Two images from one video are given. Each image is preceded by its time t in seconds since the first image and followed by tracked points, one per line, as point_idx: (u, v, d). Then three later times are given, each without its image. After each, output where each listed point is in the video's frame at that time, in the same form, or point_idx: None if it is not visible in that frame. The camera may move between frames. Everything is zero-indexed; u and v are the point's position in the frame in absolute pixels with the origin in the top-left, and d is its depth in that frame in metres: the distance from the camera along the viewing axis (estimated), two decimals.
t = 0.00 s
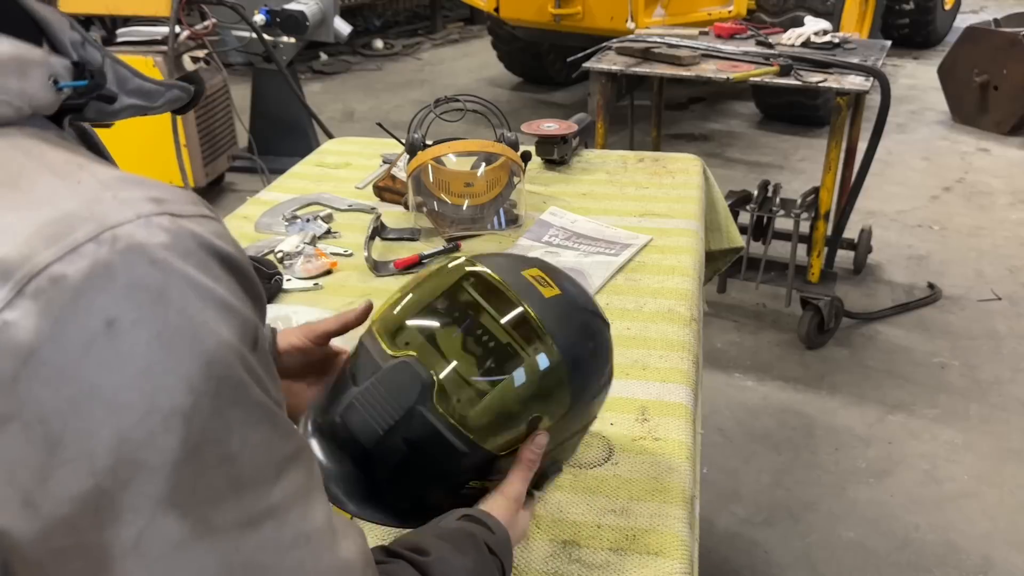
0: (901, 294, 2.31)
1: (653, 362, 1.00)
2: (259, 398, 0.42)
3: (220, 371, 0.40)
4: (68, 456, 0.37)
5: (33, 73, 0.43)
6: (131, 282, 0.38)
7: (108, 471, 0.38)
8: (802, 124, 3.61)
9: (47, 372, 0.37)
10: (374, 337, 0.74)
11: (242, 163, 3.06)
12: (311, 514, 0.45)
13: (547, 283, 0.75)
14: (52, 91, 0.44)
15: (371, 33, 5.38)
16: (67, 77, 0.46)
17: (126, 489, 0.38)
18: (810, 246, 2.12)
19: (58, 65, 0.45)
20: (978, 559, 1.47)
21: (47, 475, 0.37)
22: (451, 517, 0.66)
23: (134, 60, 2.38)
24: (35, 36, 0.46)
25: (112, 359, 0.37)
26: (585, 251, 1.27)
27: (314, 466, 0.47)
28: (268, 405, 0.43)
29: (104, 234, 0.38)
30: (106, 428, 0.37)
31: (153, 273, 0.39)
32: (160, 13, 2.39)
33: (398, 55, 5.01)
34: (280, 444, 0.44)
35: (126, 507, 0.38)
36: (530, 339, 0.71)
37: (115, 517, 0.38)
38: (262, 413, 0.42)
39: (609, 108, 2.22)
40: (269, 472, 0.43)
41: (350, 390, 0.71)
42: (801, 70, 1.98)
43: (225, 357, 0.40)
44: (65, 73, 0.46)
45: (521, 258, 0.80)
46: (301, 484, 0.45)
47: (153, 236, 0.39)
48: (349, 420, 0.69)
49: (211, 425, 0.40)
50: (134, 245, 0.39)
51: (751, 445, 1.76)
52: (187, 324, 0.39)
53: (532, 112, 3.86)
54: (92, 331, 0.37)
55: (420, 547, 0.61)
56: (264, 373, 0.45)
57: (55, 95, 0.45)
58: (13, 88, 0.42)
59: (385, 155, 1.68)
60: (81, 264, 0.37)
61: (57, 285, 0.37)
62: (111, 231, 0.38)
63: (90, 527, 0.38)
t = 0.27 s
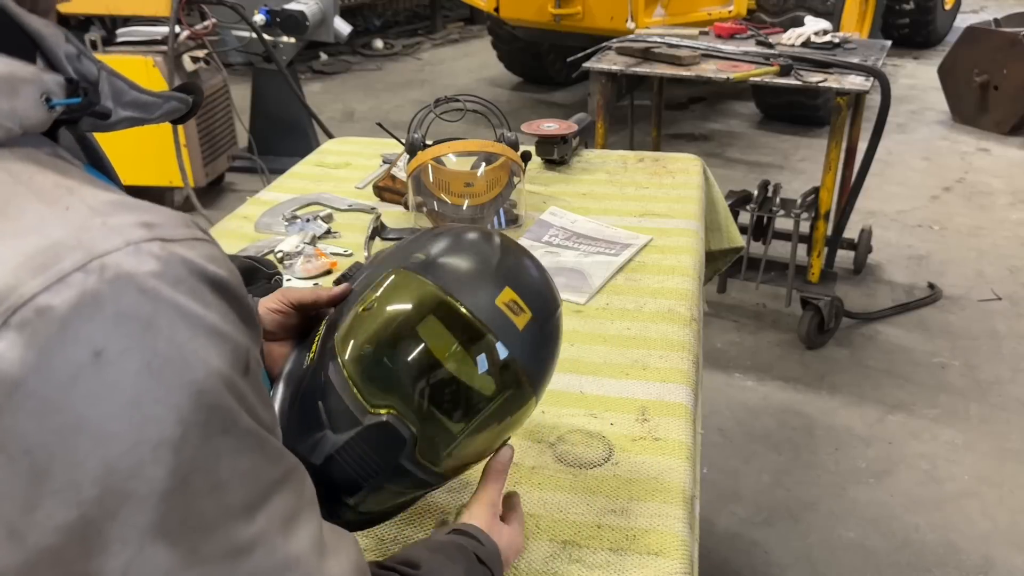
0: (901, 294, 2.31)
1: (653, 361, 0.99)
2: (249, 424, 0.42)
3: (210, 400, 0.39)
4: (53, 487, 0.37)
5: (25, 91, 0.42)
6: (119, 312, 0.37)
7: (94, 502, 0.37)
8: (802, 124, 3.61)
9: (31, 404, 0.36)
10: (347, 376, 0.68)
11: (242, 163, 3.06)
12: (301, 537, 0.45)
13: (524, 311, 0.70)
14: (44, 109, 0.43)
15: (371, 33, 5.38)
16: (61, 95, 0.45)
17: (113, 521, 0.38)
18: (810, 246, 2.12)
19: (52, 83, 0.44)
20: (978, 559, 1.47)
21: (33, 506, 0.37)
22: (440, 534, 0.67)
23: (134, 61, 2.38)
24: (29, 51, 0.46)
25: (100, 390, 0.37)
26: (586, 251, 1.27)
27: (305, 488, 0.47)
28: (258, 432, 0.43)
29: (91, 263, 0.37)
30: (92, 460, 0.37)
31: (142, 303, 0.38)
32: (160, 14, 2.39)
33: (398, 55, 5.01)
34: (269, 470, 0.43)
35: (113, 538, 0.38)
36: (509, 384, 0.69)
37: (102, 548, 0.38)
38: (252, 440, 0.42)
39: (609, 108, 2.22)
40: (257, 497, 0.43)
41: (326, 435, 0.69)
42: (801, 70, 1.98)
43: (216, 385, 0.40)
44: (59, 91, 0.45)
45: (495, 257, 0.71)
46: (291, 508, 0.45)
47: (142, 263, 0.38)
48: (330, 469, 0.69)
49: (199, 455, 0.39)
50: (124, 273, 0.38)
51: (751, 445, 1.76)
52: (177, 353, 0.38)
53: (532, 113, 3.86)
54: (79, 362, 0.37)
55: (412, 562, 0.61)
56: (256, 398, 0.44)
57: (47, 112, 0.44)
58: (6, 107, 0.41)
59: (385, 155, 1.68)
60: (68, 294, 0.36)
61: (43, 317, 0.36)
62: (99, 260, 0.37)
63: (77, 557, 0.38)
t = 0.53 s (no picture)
0: (901, 294, 2.31)
1: (653, 361, 1.00)
2: (218, 439, 0.40)
3: (172, 408, 0.38)
4: None
5: None
6: (78, 310, 0.36)
7: (39, 510, 0.35)
8: (802, 124, 3.61)
9: None
10: (350, 441, 0.68)
11: (242, 163, 3.06)
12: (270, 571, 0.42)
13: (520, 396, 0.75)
14: (20, 106, 0.43)
15: (371, 33, 5.38)
16: (38, 93, 0.44)
17: (57, 533, 0.35)
18: (810, 245, 2.12)
19: (28, 81, 0.44)
20: (978, 559, 1.47)
21: None
22: (411, 501, 0.60)
23: (134, 61, 2.38)
24: (7, 48, 0.45)
25: (50, 392, 0.35)
26: (586, 251, 1.27)
27: (278, 518, 0.44)
28: (230, 449, 0.40)
29: (51, 260, 0.36)
30: (40, 463, 0.35)
31: (103, 303, 0.37)
32: (160, 14, 2.39)
33: (398, 55, 5.02)
34: (239, 491, 0.41)
35: (56, 550, 0.35)
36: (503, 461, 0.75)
37: (44, 561, 0.35)
38: (220, 457, 0.40)
39: (609, 108, 2.22)
40: (220, 522, 0.40)
41: (315, 484, 0.69)
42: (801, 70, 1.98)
43: (180, 393, 0.38)
44: (36, 90, 0.44)
45: (502, 341, 0.75)
46: (261, 537, 0.42)
47: (107, 263, 0.38)
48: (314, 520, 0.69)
49: (159, 467, 0.37)
50: (84, 270, 0.37)
51: (751, 445, 1.76)
52: (138, 356, 0.37)
53: (532, 113, 3.87)
54: (30, 360, 0.35)
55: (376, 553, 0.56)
56: (234, 415, 0.42)
57: (22, 110, 0.43)
58: None
59: (385, 155, 1.68)
60: (24, 289, 0.35)
61: None
62: (60, 257, 0.36)
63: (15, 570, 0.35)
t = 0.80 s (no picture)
0: (901, 294, 2.31)
1: (652, 361, 1.00)
2: (187, 438, 0.39)
3: (138, 407, 0.37)
4: None
5: None
6: (40, 309, 0.36)
7: (5, 510, 0.35)
8: (802, 124, 3.61)
9: None
10: (366, 450, 0.68)
11: (242, 163, 3.07)
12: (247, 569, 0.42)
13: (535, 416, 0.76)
14: None
15: (371, 33, 5.38)
16: (17, 91, 0.45)
17: (24, 533, 0.35)
18: (810, 246, 2.12)
19: (7, 79, 0.45)
20: (978, 559, 1.47)
21: None
22: (381, 506, 0.59)
23: (134, 61, 2.38)
24: None
25: (16, 390, 0.35)
26: (585, 251, 1.27)
27: (254, 516, 0.43)
28: (201, 448, 0.40)
29: (13, 257, 0.36)
30: (3, 463, 0.35)
31: (65, 301, 0.37)
32: (160, 14, 2.39)
33: (398, 55, 5.02)
34: (210, 489, 0.41)
35: (24, 550, 0.35)
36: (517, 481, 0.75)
37: (12, 562, 0.35)
38: (189, 456, 0.39)
39: (609, 108, 2.22)
40: (192, 520, 0.40)
41: (327, 494, 0.69)
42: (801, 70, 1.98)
43: (147, 392, 0.38)
44: (15, 87, 0.45)
45: (521, 358, 0.76)
46: (235, 535, 0.42)
47: (72, 260, 0.38)
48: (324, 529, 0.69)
49: (124, 466, 0.37)
50: (48, 269, 0.37)
51: (751, 445, 1.76)
52: (102, 354, 0.37)
53: (532, 113, 3.87)
54: None
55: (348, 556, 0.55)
56: (205, 415, 0.42)
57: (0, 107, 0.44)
58: None
59: (385, 155, 1.68)
60: None
61: None
62: (22, 254, 0.36)
63: None
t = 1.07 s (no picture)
0: (901, 294, 2.31)
1: (653, 361, 1.00)
2: (166, 436, 0.40)
3: (117, 404, 0.38)
4: None
5: None
6: (18, 306, 0.36)
7: None
8: (802, 123, 3.61)
9: None
10: (384, 457, 0.68)
11: (242, 163, 3.06)
12: (229, 560, 0.42)
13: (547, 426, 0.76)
14: None
15: (371, 33, 5.38)
16: (14, 93, 0.45)
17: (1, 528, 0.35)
18: (810, 246, 2.12)
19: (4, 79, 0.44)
20: (978, 559, 1.47)
21: None
22: (383, 515, 0.60)
23: (134, 61, 2.38)
24: None
25: None
26: (585, 251, 1.27)
27: (237, 508, 0.44)
28: (180, 446, 0.40)
29: None
30: None
31: (44, 298, 0.37)
32: (160, 14, 2.39)
33: (398, 55, 5.02)
34: (189, 485, 0.41)
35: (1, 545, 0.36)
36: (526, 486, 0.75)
37: None
38: (168, 453, 0.40)
39: (609, 108, 2.22)
40: (170, 516, 0.40)
41: (342, 497, 0.69)
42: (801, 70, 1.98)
43: (127, 390, 0.38)
44: (13, 89, 0.45)
45: (533, 368, 0.76)
46: (216, 529, 0.42)
47: (53, 258, 0.38)
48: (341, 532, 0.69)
49: (103, 462, 0.37)
50: (28, 267, 0.37)
51: (751, 445, 1.76)
52: (82, 352, 0.37)
53: (532, 113, 3.86)
54: None
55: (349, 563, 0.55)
56: (187, 413, 0.42)
57: None
58: None
59: (385, 155, 1.68)
60: None
61: None
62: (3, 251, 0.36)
63: None
